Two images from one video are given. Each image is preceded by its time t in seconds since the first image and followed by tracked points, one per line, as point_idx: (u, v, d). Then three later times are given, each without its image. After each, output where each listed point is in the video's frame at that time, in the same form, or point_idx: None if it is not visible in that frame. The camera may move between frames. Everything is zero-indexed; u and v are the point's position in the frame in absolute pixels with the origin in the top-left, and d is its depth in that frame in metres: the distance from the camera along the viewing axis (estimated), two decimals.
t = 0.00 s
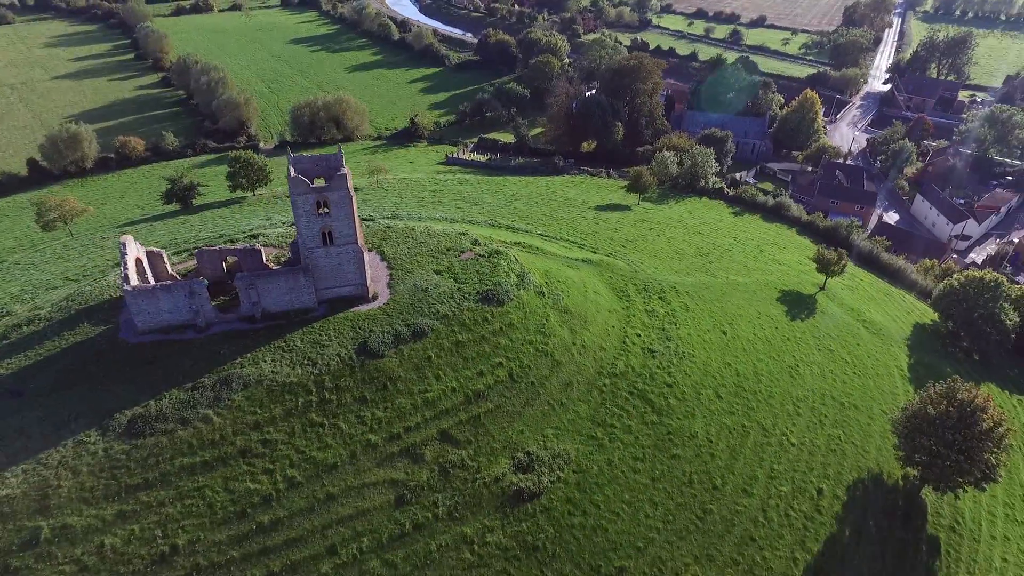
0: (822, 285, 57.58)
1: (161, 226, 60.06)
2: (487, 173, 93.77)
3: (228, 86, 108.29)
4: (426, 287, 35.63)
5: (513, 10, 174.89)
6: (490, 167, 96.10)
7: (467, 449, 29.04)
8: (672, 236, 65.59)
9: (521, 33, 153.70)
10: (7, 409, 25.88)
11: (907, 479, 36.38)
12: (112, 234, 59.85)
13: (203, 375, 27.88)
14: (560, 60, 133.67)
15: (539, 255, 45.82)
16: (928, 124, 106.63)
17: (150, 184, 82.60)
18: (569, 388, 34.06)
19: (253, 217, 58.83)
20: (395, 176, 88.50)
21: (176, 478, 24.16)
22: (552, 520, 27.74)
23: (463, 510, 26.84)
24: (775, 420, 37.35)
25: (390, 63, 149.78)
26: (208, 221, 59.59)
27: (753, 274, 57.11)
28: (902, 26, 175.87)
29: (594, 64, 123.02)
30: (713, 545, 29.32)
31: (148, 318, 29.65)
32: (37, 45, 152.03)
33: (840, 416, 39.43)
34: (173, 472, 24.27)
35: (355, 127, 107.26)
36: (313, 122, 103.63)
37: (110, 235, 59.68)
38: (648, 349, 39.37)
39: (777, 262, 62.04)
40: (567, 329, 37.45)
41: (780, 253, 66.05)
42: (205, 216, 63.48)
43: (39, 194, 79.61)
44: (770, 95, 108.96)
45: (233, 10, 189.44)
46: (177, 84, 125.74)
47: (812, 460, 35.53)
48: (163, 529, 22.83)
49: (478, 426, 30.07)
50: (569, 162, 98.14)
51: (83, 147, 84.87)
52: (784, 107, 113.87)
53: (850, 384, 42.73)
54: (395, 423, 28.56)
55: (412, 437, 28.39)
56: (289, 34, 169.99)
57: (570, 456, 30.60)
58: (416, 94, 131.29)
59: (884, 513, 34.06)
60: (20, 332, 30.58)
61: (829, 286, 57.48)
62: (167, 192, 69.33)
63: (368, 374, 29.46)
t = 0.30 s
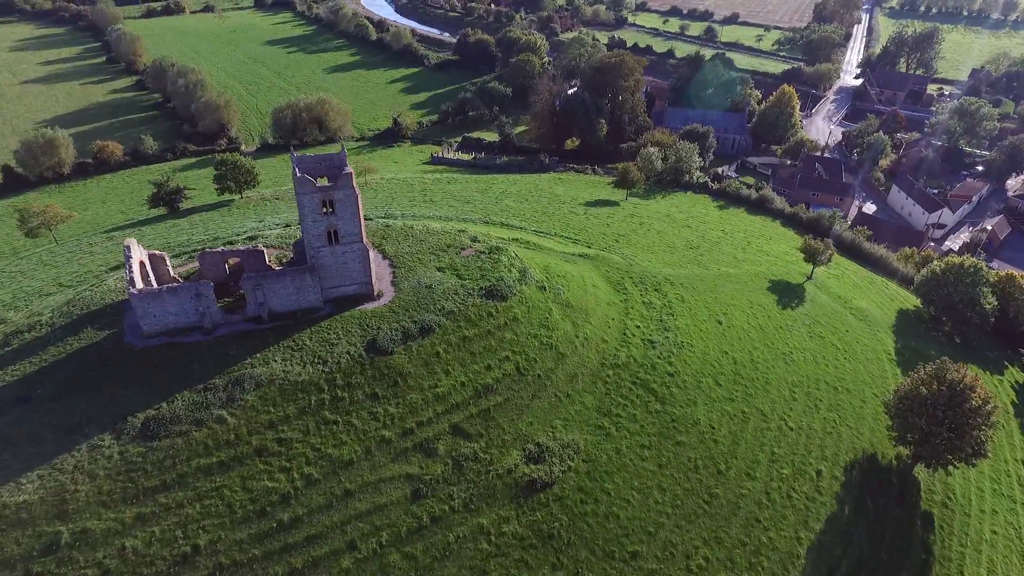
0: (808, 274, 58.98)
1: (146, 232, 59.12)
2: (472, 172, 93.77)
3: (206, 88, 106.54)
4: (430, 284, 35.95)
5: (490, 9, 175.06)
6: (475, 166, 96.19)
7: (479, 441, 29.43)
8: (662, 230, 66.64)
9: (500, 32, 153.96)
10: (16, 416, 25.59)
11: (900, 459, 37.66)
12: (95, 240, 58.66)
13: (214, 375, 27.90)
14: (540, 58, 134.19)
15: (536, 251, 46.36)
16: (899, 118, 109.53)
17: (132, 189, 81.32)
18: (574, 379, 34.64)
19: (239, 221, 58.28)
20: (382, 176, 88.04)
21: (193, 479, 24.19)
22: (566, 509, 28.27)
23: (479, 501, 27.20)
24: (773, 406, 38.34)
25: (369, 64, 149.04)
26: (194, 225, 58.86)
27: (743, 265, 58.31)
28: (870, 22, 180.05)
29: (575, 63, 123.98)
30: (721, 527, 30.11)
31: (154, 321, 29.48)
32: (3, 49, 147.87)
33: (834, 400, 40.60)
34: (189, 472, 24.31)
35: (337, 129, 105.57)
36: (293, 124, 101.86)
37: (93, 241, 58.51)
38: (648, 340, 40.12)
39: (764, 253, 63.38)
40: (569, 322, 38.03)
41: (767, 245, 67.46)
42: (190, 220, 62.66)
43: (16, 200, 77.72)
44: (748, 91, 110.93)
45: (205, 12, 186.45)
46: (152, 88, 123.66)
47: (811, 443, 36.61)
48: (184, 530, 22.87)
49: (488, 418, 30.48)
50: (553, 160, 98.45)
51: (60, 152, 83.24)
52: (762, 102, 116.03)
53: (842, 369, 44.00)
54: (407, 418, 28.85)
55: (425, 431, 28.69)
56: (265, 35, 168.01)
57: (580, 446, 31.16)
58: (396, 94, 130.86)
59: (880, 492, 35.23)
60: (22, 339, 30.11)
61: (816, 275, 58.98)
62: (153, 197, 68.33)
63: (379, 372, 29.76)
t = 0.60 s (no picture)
0: (801, 266, 60.19)
1: (137, 235, 58.43)
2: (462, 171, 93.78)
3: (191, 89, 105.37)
4: (438, 281, 36.27)
5: (473, 8, 174.93)
6: (465, 165, 96.25)
7: (494, 434, 29.82)
8: (657, 225, 67.40)
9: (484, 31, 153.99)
10: (31, 420, 25.49)
11: (898, 442, 38.76)
12: (85, 244, 57.86)
13: (230, 375, 27.99)
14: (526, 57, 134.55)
15: (538, 246, 46.84)
16: (881, 112, 111.67)
17: (119, 193, 80.24)
18: (582, 372, 35.17)
19: (233, 223, 57.86)
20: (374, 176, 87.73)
21: (215, 477, 24.34)
22: (581, 498, 28.78)
23: (496, 493, 27.58)
24: (775, 394, 39.21)
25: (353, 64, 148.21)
26: (187, 228, 58.27)
27: (738, 258, 59.30)
28: (846, 19, 182.92)
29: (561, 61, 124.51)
30: (731, 512, 30.83)
31: (166, 322, 29.43)
32: None
33: (833, 387, 41.62)
34: (212, 470, 24.44)
35: (325, 130, 104.55)
36: (281, 126, 101.20)
37: (83, 245, 57.70)
38: (652, 332, 40.79)
39: (757, 246, 64.46)
40: (575, 315, 38.56)
41: (759, 237, 68.58)
42: (181, 223, 62.04)
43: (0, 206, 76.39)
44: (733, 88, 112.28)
45: (184, 13, 183.99)
46: (134, 90, 121.94)
47: (813, 429, 37.50)
48: (208, 527, 23.00)
49: (502, 411, 30.89)
50: (543, 158, 98.81)
51: (44, 156, 81.96)
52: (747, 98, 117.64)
53: (839, 357, 45.09)
54: (423, 412, 29.18)
55: (441, 425, 29.03)
56: (247, 36, 166.26)
57: (591, 437, 31.69)
58: (383, 95, 130.41)
59: (881, 474, 36.26)
60: (31, 342, 29.86)
61: (808, 266, 60.12)
62: (145, 199, 67.65)
63: (393, 368, 30.05)
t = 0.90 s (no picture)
0: (791, 257, 61.41)
1: (125, 240, 57.60)
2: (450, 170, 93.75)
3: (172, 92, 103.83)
4: (443, 278, 36.56)
5: (452, 8, 174.73)
6: (452, 164, 96.18)
7: (506, 427, 30.23)
8: (649, 220, 68.27)
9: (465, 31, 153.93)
10: (43, 425, 25.37)
11: (893, 425, 39.95)
12: (72, 250, 56.88)
13: (243, 375, 28.06)
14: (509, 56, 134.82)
15: (538, 242, 47.32)
16: (858, 107, 114.08)
17: (102, 198, 78.91)
18: (588, 364, 35.72)
19: (223, 226, 57.35)
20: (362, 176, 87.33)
21: (235, 477, 24.51)
22: (594, 487, 29.33)
23: (511, 484, 28.00)
24: (774, 381, 40.18)
25: (334, 65, 147.18)
26: (176, 232, 57.58)
27: (730, 250, 60.37)
28: (819, 16, 186.20)
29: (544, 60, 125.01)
30: (738, 497, 31.61)
31: (175, 324, 29.32)
32: None
33: (829, 374, 42.72)
34: (232, 470, 24.61)
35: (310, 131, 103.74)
36: (265, 128, 100.13)
37: (70, 250, 56.71)
38: (653, 324, 41.51)
39: (747, 238, 65.67)
40: (579, 309, 39.13)
41: (748, 230, 69.80)
42: (169, 227, 61.28)
43: None
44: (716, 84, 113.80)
45: (159, 15, 181.01)
46: (112, 93, 119.79)
47: (812, 415, 38.50)
48: (231, 526, 23.17)
49: (512, 405, 31.32)
50: (531, 156, 99.14)
51: (23, 162, 80.36)
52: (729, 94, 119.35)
53: (833, 345, 46.26)
54: (437, 407, 29.52)
55: (454, 420, 29.40)
56: (224, 38, 164.15)
57: (600, 427, 32.25)
58: (366, 95, 129.75)
59: (878, 457, 37.33)
60: (38, 348, 29.60)
61: (798, 257, 61.42)
62: (133, 203, 66.67)
63: (405, 364, 30.36)
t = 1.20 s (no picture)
0: (780, 248, 62.66)
1: (110, 246, 56.63)
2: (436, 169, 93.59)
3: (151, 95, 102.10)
4: (447, 275, 36.84)
5: (430, 7, 174.31)
6: (437, 163, 95.99)
7: (517, 420, 30.65)
8: (639, 215, 69.16)
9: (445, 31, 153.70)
10: (55, 431, 25.17)
11: (886, 409, 41.19)
12: (57, 257, 55.76)
13: (256, 376, 28.11)
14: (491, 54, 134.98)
15: (535, 238, 47.80)
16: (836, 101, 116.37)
17: (82, 204, 77.32)
18: (593, 357, 36.25)
19: (211, 230, 56.74)
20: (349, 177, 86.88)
21: (254, 476, 24.67)
22: (605, 476, 29.87)
23: (526, 475, 28.42)
24: (771, 369, 41.15)
25: (314, 66, 145.93)
26: (165, 236, 56.83)
27: (721, 243, 61.49)
28: (792, 13, 189.34)
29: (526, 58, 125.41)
30: (744, 481, 32.42)
31: (184, 326, 29.16)
32: None
33: (823, 360, 43.87)
34: (250, 469, 24.78)
35: (294, 132, 102.84)
36: (247, 130, 98.94)
37: (54, 258, 55.59)
38: (653, 316, 42.23)
39: (736, 231, 66.89)
40: (581, 303, 39.71)
41: (736, 223, 71.02)
42: (155, 233, 60.38)
43: None
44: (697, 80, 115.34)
45: (132, 18, 177.52)
46: (87, 97, 117.35)
47: (809, 401, 39.55)
48: (253, 524, 23.35)
49: (522, 398, 31.73)
50: (517, 154, 99.39)
51: None
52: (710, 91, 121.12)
53: (825, 332, 47.44)
54: (449, 402, 29.84)
55: (466, 414, 29.74)
56: (200, 40, 161.64)
57: (608, 418, 32.81)
58: (347, 96, 128.87)
59: (874, 439, 38.48)
60: (42, 354, 29.26)
61: (787, 248, 62.73)
62: (120, 208, 65.60)
63: (416, 361, 30.63)
